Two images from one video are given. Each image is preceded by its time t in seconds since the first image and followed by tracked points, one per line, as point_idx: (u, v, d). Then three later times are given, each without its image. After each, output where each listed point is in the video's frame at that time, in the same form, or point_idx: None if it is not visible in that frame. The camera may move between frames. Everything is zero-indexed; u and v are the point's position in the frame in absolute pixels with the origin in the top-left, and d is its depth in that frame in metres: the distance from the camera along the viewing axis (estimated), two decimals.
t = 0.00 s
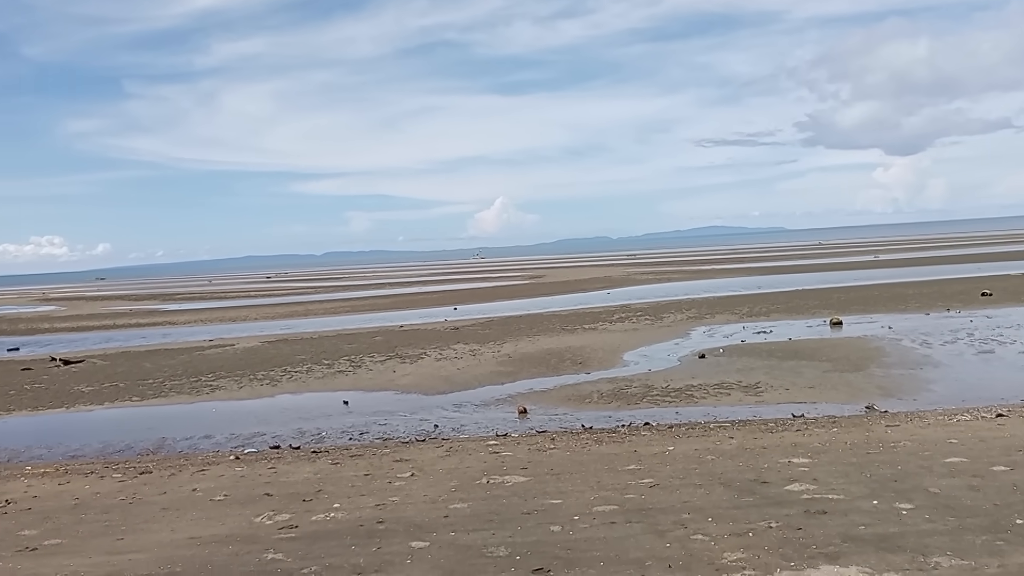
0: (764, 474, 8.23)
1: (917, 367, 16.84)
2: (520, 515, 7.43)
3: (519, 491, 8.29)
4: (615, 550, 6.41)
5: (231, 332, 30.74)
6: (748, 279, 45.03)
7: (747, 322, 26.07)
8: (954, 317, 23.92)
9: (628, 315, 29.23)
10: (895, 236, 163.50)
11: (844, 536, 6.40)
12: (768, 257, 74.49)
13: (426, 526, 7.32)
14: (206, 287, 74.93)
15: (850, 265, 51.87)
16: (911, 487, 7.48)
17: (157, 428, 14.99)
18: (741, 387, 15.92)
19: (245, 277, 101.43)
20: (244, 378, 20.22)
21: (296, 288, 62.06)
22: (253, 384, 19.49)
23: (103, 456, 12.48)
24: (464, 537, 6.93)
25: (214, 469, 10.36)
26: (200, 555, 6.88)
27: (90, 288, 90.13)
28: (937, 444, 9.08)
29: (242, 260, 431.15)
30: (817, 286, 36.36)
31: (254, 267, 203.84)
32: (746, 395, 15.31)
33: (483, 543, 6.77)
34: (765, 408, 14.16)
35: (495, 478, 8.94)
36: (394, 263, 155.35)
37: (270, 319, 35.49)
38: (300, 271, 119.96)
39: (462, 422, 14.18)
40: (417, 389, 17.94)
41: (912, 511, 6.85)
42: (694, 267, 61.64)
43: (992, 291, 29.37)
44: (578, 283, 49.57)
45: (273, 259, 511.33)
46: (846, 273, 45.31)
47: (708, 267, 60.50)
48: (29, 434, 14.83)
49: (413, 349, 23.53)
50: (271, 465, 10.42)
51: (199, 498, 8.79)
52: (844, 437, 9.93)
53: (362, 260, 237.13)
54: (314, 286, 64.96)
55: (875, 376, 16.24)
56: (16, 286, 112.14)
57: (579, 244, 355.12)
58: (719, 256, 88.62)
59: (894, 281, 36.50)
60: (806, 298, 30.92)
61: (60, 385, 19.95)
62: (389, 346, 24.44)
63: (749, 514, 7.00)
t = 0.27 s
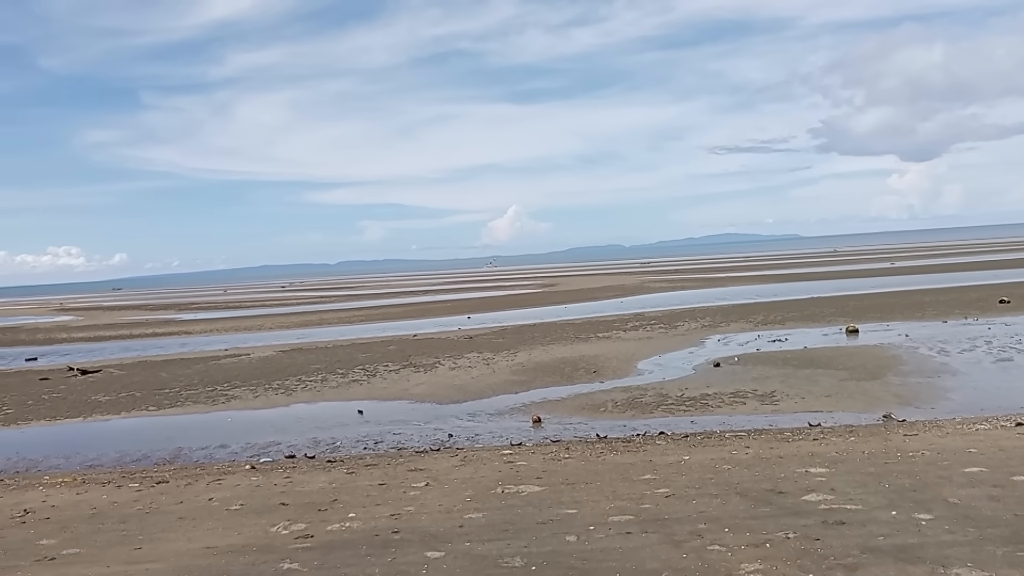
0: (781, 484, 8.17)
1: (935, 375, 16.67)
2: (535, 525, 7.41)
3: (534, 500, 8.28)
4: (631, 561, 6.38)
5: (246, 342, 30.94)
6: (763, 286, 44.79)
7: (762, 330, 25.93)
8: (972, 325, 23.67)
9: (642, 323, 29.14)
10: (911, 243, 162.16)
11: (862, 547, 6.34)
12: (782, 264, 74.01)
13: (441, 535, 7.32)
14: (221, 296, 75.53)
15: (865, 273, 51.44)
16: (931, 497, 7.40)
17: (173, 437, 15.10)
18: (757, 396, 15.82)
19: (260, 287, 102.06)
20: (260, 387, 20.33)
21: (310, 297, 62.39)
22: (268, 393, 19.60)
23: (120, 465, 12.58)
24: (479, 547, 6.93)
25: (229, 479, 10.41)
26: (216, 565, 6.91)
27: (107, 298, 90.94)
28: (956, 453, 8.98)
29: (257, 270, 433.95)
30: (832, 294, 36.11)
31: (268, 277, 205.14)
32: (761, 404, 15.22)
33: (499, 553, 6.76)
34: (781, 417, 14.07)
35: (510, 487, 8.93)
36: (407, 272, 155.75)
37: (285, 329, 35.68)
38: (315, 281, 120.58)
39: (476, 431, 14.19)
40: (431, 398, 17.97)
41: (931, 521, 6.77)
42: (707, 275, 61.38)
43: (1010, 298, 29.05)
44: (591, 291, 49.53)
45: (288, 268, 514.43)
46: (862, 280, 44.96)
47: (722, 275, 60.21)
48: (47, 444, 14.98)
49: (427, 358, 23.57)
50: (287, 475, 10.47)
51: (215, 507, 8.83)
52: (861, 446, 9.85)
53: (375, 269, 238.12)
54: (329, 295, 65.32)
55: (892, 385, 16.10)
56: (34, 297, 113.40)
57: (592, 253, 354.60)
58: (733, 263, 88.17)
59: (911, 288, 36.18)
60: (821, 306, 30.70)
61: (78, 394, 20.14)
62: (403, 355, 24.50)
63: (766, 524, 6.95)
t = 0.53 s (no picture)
0: (787, 492, 8.15)
1: (942, 382, 16.62)
2: (540, 532, 7.41)
3: (540, 507, 8.28)
4: (637, 569, 6.38)
5: (251, 348, 31.01)
6: (767, 293, 44.71)
7: (767, 337, 25.88)
8: (978, 331, 23.60)
9: (647, 329, 29.14)
10: (916, 249, 161.72)
11: (869, 554, 6.32)
12: (787, 271, 73.84)
13: (447, 543, 7.32)
14: (227, 303, 75.79)
15: (871, 279, 51.33)
16: (938, 505, 7.37)
17: (179, 444, 15.14)
18: (762, 403, 15.79)
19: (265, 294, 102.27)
20: (265, 394, 20.38)
21: (315, 304, 62.52)
22: (274, 400, 19.64)
23: (126, 472, 12.63)
24: (485, 555, 6.93)
25: (235, 485, 10.44)
26: (222, 572, 6.93)
27: (113, 305, 91.29)
28: (963, 460, 8.94)
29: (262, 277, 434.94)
30: (837, 300, 36.04)
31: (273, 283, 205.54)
32: (766, 411, 15.19)
33: (504, 561, 6.76)
34: (787, 424, 14.04)
35: (516, 494, 8.93)
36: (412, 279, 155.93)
37: (290, 335, 35.77)
38: (320, 288, 120.84)
39: (482, 438, 14.19)
40: (436, 405, 17.99)
41: (938, 529, 6.75)
42: (712, 282, 61.35)
43: (1017, 305, 28.96)
44: (596, 297, 49.53)
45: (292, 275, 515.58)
46: (867, 287, 44.86)
47: (727, 282, 60.16)
48: (54, 451, 15.03)
49: (432, 365, 23.60)
50: (292, 482, 10.49)
51: (221, 514, 8.86)
52: (867, 453, 9.82)
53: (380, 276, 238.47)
54: (334, 301, 65.49)
55: (898, 391, 16.05)
56: (41, 304, 113.88)
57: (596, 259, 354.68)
58: (738, 270, 88.04)
59: (917, 294, 36.09)
60: (826, 312, 30.66)
61: (84, 401, 20.21)
62: (408, 362, 24.52)
63: (773, 532, 6.94)
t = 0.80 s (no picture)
0: (782, 495, 8.16)
1: (937, 387, 16.65)
2: (535, 535, 7.40)
3: (535, 510, 8.27)
4: (631, 571, 6.37)
5: (247, 349, 30.92)
6: (764, 297, 44.75)
7: (764, 341, 25.89)
8: (974, 337, 23.65)
9: (644, 333, 29.12)
10: (912, 254, 162.20)
11: (864, 558, 6.33)
12: (784, 275, 73.93)
13: (442, 544, 7.31)
14: (223, 303, 75.63)
15: (868, 284, 51.44)
16: (932, 509, 7.38)
17: (174, 444, 15.09)
18: (758, 407, 15.81)
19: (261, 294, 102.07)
20: (260, 395, 20.33)
21: (311, 305, 62.39)
22: (269, 400, 19.59)
23: (121, 472, 12.59)
24: (480, 557, 6.92)
25: (229, 486, 10.41)
26: (216, 572, 6.91)
27: (109, 304, 91.07)
28: (958, 465, 8.96)
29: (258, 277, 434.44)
30: (833, 305, 36.09)
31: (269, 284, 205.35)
32: (762, 414, 15.20)
33: (499, 563, 6.75)
34: (783, 428, 14.04)
35: (511, 496, 8.92)
36: (409, 280, 155.83)
37: (286, 336, 35.71)
38: (316, 288, 120.59)
39: (477, 440, 14.18)
40: (432, 407, 17.97)
41: (933, 534, 6.76)
42: (709, 285, 61.39)
43: (1012, 310, 29.02)
44: (593, 300, 49.53)
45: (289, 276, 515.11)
46: (863, 292, 44.94)
47: (723, 286, 60.22)
48: (48, 450, 14.97)
49: (428, 367, 23.58)
50: (287, 482, 10.46)
51: (215, 515, 8.83)
52: (863, 457, 9.83)
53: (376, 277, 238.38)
54: (330, 303, 65.35)
55: (894, 396, 16.07)
56: (37, 304, 113.56)
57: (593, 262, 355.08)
58: (735, 274, 88.11)
59: (913, 300, 36.18)
60: (823, 317, 30.70)
61: (78, 401, 20.14)
62: (404, 363, 24.49)
63: (768, 536, 6.94)
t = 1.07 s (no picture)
0: (773, 494, 8.19)
1: (926, 386, 16.75)
2: (527, 534, 7.40)
3: (527, 509, 8.27)
4: (623, 570, 6.39)
5: (237, 348, 30.78)
6: (755, 297, 44.90)
7: (754, 341, 25.98)
8: (962, 337, 23.82)
9: (635, 332, 29.17)
10: (901, 255, 163.12)
11: (854, 557, 6.36)
12: (775, 276, 74.27)
13: (433, 544, 7.30)
14: (213, 302, 75.37)
15: (857, 284, 51.74)
16: (922, 508, 7.42)
17: (163, 443, 15.00)
18: (749, 406, 15.86)
19: (251, 294, 101.65)
20: (251, 394, 20.25)
21: (302, 304, 62.22)
22: (259, 400, 19.51)
23: (110, 471, 12.50)
24: (472, 556, 6.91)
25: (220, 485, 10.36)
26: (207, 572, 6.87)
27: (98, 303, 90.45)
28: (947, 464, 9.02)
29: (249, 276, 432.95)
30: (823, 305, 36.26)
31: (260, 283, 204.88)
32: (753, 414, 15.25)
33: (491, 562, 6.74)
34: (773, 427, 14.10)
35: (503, 496, 8.92)
36: (400, 280, 155.51)
37: (277, 335, 35.57)
38: (307, 288, 120.14)
39: (468, 439, 14.16)
40: (423, 406, 17.93)
41: (922, 532, 6.80)
42: (700, 285, 61.55)
43: (1000, 311, 29.26)
44: (584, 300, 49.60)
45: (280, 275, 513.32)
46: (853, 292, 45.16)
47: (714, 286, 60.40)
48: (35, 449, 14.86)
49: (419, 366, 23.53)
50: (278, 482, 10.42)
51: (206, 514, 8.78)
52: (852, 456, 9.89)
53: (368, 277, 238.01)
54: (321, 302, 65.13)
55: (884, 396, 16.17)
56: (24, 302, 112.66)
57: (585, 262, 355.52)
58: (726, 274, 88.41)
59: (902, 300, 36.42)
60: (813, 317, 30.86)
61: (67, 400, 19.99)
62: (395, 363, 24.44)
63: (758, 534, 6.97)
